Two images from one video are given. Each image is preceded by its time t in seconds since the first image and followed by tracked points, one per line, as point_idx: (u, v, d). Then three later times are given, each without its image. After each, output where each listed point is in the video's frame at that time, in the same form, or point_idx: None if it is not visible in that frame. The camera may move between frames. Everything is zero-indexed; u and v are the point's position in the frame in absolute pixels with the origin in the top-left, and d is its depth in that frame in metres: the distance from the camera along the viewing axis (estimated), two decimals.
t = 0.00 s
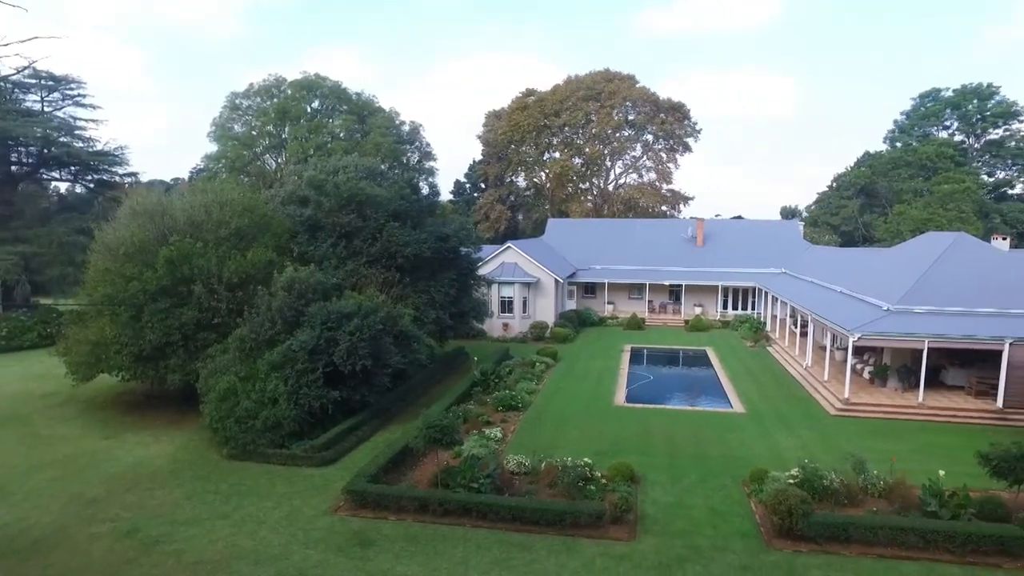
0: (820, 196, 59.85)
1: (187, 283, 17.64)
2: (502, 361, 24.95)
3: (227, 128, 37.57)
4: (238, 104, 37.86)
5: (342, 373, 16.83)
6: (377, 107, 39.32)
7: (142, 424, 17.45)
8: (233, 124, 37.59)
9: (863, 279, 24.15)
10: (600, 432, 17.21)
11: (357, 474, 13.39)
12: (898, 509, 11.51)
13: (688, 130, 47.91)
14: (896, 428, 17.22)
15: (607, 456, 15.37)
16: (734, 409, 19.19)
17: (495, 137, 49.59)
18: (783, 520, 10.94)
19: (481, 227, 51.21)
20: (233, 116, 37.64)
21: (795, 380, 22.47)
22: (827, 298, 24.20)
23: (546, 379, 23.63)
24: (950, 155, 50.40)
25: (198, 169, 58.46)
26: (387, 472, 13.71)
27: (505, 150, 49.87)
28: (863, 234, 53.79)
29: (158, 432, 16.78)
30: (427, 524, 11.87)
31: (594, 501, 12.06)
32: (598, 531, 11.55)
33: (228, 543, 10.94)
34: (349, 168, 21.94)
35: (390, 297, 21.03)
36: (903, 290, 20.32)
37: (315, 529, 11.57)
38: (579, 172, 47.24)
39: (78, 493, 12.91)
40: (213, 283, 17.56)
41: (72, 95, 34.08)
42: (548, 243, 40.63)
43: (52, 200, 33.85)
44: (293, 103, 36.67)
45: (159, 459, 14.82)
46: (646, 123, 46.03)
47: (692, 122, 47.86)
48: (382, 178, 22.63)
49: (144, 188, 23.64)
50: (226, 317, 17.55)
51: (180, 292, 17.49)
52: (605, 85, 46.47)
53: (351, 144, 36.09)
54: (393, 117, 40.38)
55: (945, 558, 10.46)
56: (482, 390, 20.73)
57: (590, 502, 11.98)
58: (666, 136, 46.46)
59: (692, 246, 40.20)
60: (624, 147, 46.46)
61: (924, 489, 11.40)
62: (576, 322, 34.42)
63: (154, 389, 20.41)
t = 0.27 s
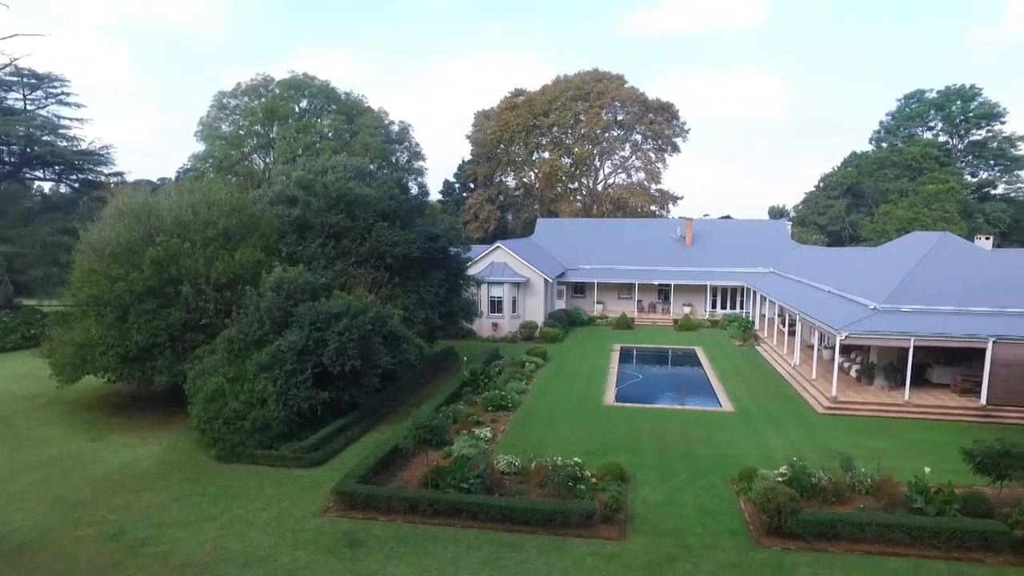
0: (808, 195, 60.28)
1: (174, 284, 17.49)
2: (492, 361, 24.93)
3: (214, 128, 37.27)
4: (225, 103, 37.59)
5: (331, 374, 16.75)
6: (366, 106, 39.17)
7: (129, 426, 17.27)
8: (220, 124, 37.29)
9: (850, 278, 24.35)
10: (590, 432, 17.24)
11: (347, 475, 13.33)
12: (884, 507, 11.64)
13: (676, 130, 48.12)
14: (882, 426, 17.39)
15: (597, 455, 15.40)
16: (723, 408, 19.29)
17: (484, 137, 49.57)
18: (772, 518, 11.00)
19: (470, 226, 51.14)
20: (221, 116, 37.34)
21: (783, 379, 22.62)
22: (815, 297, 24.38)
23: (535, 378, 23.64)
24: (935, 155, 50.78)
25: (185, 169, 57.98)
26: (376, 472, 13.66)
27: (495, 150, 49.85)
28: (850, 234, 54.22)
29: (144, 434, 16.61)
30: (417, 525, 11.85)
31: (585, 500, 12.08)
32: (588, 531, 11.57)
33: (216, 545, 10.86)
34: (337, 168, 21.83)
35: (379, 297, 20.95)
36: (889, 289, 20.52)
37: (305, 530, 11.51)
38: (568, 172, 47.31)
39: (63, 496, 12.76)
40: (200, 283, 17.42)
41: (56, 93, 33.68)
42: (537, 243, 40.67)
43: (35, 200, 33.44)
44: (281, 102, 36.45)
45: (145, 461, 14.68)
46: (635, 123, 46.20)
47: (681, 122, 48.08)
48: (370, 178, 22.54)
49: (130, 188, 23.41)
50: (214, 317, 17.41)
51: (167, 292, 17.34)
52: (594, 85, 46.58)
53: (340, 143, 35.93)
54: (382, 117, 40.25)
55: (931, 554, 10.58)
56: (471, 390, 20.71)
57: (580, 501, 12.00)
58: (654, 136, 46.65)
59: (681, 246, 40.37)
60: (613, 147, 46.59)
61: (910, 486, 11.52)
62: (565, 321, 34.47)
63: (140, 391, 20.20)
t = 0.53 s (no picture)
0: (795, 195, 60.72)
1: (160, 285, 17.32)
2: (481, 361, 24.92)
3: (201, 127, 36.91)
4: (212, 102, 37.26)
5: (320, 375, 16.67)
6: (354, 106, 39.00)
7: (114, 429, 17.08)
8: (206, 123, 36.96)
9: (837, 277, 24.57)
10: (580, 431, 17.27)
11: (336, 477, 13.27)
12: (871, 503, 11.76)
13: (664, 130, 48.33)
14: (868, 423, 17.57)
15: (587, 455, 15.44)
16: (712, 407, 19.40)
17: (473, 137, 49.53)
18: (760, 516, 11.08)
19: (459, 226, 51.06)
20: (207, 115, 37.00)
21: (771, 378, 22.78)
22: (801, 296, 24.57)
23: (525, 378, 23.65)
24: (920, 155, 51.31)
25: (170, 170, 57.39)
26: (366, 473, 13.61)
27: (483, 150, 49.83)
28: (837, 233, 54.67)
29: (130, 437, 16.44)
30: (407, 525, 11.81)
31: (575, 500, 12.10)
32: (578, 530, 11.59)
33: (204, 548, 10.77)
34: (326, 168, 21.72)
35: (368, 298, 20.88)
36: (875, 288, 20.73)
37: (294, 532, 11.45)
38: (557, 172, 47.37)
39: (47, 501, 12.60)
40: (187, 284, 17.26)
41: (38, 91, 33.25)
42: (526, 243, 40.68)
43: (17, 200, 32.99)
44: (269, 101, 36.19)
45: (132, 464, 14.53)
46: (623, 123, 46.37)
47: (669, 123, 48.31)
48: (359, 177, 22.45)
49: (114, 189, 23.16)
50: (201, 318, 17.27)
51: (153, 293, 17.17)
52: (582, 85, 46.68)
53: (328, 143, 35.75)
54: (370, 116, 40.10)
55: (917, 550, 10.70)
56: (461, 391, 20.68)
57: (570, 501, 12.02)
58: (642, 136, 46.84)
59: (669, 245, 40.56)
60: (602, 147, 46.72)
61: (896, 483, 11.65)
62: (555, 321, 34.52)
63: (126, 393, 19.98)
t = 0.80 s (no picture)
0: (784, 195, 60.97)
1: (148, 285, 17.16)
2: (472, 361, 24.88)
3: (189, 126, 36.57)
4: (200, 101, 36.88)
5: (310, 375, 16.60)
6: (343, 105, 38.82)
7: (101, 431, 16.89)
8: (194, 122, 36.64)
9: (825, 277, 24.75)
10: (571, 430, 17.29)
11: (326, 478, 13.20)
12: (859, 500, 11.85)
13: (654, 130, 48.51)
14: (856, 421, 17.72)
15: (578, 454, 15.46)
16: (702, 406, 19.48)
17: (463, 136, 49.47)
18: (750, 514, 11.14)
19: (449, 226, 50.95)
20: (195, 114, 36.67)
21: (760, 377, 22.91)
22: (790, 295, 24.74)
23: (515, 378, 23.64)
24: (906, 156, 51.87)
25: (157, 169, 56.85)
26: (356, 474, 13.55)
27: (473, 149, 49.78)
28: (825, 233, 54.77)
29: (117, 439, 16.27)
30: (398, 526, 11.78)
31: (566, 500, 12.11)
32: (569, 529, 11.60)
33: (193, 550, 10.69)
34: (315, 168, 21.62)
35: (357, 298, 20.80)
36: (862, 287, 20.91)
37: (284, 534, 11.38)
38: (547, 171, 47.40)
39: (32, 504, 12.44)
40: (175, 284, 17.11)
41: (22, 90, 32.84)
42: (516, 242, 40.67)
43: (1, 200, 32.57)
44: (257, 101, 35.93)
45: (119, 467, 14.39)
46: (613, 123, 46.50)
47: (658, 123, 48.46)
48: (348, 177, 22.36)
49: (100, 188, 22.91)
50: (189, 319, 17.13)
51: (140, 293, 17.01)
52: (572, 85, 46.75)
53: (317, 143, 35.57)
54: (360, 116, 39.94)
55: (904, 546, 10.80)
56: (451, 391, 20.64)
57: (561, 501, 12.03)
58: (632, 136, 47.00)
59: (659, 245, 40.70)
60: (592, 147, 46.82)
61: (884, 480, 11.76)
62: (545, 321, 34.55)
63: (113, 395, 19.77)
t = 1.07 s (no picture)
0: (773, 195, 61.20)
1: (136, 286, 17.01)
2: (462, 361, 24.84)
3: (177, 125, 36.26)
4: (188, 100, 36.59)
5: (300, 376, 16.52)
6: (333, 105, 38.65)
7: (88, 433, 16.72)
8: (182, 121, 36.36)
9: (814, 276, 24.89)
10: (562, 430, 17.29)
11: (317, 479, 13.14)
12: (849, 498, 11.94)
13: (644, 130, 48.66)
14: (845, 420, 17.85)
15: (569, 454, 15.47)
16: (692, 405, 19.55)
17: (453, 136, 49.41)
18: (741, 512, 11.20)
19: (439, 226, 50.85)
20: (183, 113, 36.38)
21: (750, 376, 23.02)
22: (779, 295, 24.88)
23: (506, 378, 23.62)
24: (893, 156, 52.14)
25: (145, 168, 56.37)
26: (347, 475, 13.50)
27: (463, 149, 49.72)
28: (813, 233, 54.94)
29: (105, 441, 16.11)
30: (389, 527, 11.74)
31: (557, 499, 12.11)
32: (561, 529, 11.61)
33: (182, 553, 10.60)
34: (304, 167, 21.51)
35: (348, 298, 20.71)
36: (851, 287, 21.06)
37: (275, 535, 11.32)
38: (538, 171, 47.43)
39: (17, 508, 12.28)
40: (163, 285, 16.97)
41: (6, 88, 32.45)
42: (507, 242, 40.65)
43: None
44: (246, 100, 35.70)
45: (107, 469, 14.25)
46: (603, 123, 46.62)
47: (648, 123, 48.62)
48: (338, 177, 22.26)
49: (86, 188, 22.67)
50: (177, 320, 17.00)
51: (128, 294, 16.86)
52: (562, 85, 46.80)
53: (307, 142, 35.39)
54: (350, 115, 39.79)
55: (893, 543, 10.90)
56: (442, 391, 20.59)
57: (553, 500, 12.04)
58: (622, 136, 47.13)
59: (649, 244, 40.81)
60: (582, 147, 46.90)
61: (873, 477, 11.86)
62: (536, 321, 34.57)
63: (100, 396, 19.56)
